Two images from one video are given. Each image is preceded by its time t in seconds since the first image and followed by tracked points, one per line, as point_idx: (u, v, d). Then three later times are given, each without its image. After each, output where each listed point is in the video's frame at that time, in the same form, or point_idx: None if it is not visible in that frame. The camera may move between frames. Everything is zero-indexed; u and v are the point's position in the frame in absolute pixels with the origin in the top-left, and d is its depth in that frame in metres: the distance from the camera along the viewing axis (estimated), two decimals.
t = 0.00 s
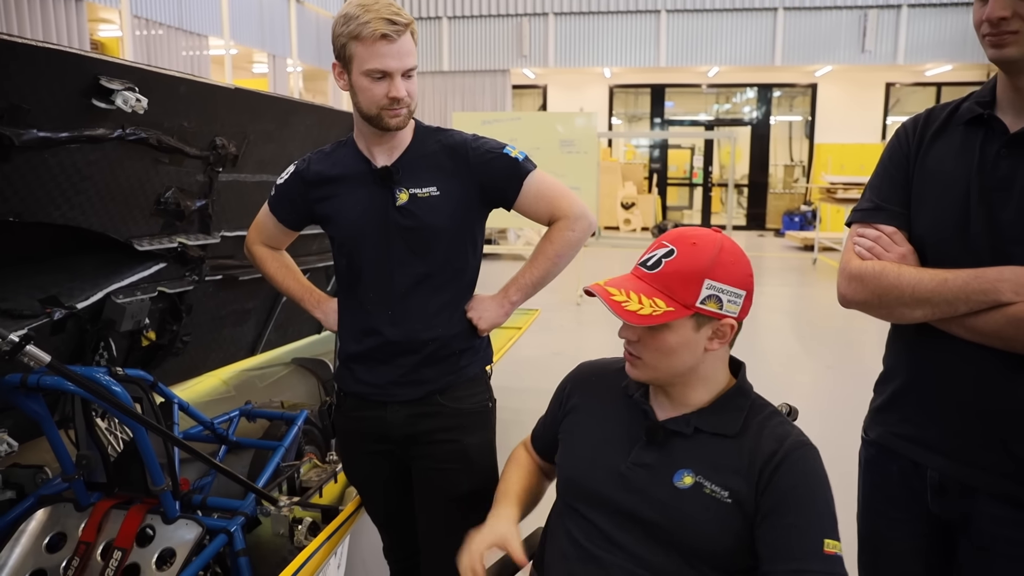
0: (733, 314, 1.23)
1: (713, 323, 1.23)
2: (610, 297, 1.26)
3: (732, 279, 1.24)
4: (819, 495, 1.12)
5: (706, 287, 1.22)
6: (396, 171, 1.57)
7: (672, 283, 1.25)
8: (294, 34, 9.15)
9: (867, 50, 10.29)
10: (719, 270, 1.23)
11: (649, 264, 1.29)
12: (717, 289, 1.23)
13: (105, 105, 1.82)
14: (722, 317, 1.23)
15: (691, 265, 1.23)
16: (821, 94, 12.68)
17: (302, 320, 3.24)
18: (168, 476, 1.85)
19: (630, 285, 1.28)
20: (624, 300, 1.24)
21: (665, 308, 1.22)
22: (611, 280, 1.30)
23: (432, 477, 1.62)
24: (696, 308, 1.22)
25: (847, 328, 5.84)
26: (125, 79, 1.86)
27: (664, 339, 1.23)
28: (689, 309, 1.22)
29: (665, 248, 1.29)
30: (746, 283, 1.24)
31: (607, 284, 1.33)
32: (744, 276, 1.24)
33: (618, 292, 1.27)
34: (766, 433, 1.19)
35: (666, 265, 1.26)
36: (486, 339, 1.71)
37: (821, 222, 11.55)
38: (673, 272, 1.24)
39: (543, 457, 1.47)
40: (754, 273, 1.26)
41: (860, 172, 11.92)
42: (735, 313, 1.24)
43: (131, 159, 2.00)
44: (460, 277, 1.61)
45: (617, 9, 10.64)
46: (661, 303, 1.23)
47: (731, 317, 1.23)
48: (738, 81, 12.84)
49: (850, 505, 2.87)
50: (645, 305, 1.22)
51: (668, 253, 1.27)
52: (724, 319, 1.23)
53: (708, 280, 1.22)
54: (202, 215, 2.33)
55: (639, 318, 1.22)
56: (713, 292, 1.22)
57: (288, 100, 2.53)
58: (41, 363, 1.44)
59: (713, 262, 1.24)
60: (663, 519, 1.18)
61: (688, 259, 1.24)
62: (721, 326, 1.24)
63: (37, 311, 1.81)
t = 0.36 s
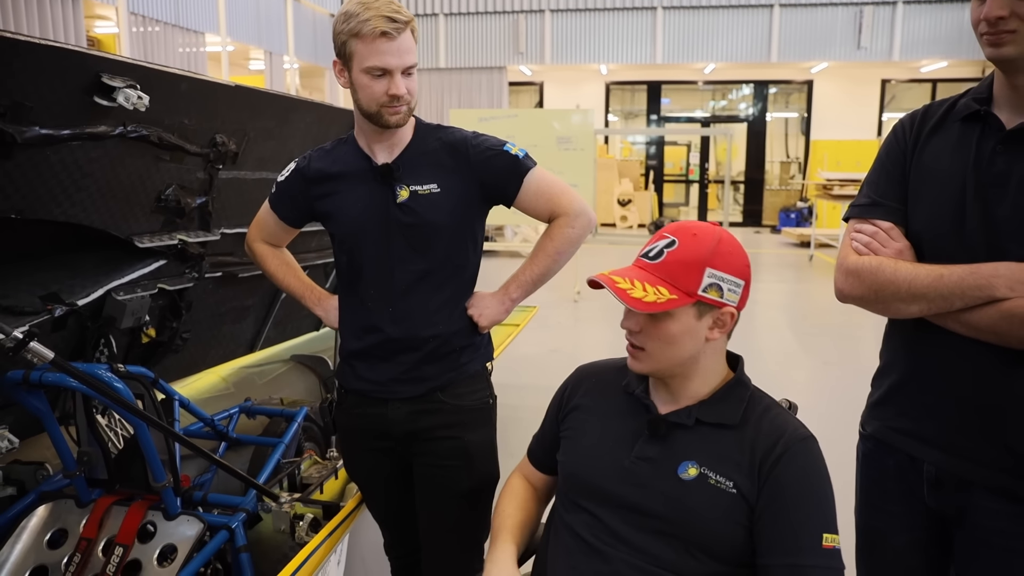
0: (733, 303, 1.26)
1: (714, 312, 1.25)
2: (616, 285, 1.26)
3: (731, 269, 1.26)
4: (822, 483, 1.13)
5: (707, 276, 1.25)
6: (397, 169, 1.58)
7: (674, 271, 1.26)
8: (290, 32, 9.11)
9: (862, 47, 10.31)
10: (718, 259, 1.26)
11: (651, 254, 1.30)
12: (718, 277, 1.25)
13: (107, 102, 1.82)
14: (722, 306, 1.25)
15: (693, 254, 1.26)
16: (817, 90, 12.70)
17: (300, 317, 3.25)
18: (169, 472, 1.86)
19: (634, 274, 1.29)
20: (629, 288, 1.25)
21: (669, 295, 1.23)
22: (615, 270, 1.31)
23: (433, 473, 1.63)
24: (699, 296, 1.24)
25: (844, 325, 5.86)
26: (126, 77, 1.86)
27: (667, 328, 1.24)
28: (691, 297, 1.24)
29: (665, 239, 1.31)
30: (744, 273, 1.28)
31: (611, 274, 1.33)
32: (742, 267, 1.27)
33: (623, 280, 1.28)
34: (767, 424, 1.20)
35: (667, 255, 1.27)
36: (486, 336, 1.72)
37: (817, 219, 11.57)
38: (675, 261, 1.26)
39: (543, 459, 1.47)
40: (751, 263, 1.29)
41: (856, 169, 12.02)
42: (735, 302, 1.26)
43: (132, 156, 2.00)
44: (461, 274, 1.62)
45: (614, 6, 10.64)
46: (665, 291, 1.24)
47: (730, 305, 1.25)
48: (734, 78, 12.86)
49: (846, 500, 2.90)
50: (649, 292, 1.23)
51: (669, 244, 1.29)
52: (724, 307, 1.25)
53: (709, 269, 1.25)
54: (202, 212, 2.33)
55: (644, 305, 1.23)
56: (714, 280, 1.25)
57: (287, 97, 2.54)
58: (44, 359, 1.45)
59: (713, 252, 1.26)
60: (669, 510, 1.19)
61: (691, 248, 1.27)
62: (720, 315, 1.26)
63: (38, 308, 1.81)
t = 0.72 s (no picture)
0: (717, 300, 1.26)
1: (698, 309, 1.26)
2: (595, 283, 1.28)
3: (716, 266, 1.27)
4: (816, 479, 1.14)
5: (688, 273, 1.25)
6: (392, 167, 1.58)
7: (656, 269, 1.27)
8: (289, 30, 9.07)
9: (861, 45, 10.32)
10: (701, 256, 1.26)
11: (635, 252, 1.32)
12: (700, 275, 1.26)
13: (105, 99, 1.83)
14: (706, 303, 1.25)
15: (674, 252, 1.27)
16: (815, 89, 12.71)
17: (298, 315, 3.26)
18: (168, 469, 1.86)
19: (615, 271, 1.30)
20: (608, 286, 1.27)
21: (648, 293, 1.24)
22: (598, 267, 1.33)
23: (428, 470, 1.63)
24: (679, 294, 1.25)
25: (842, 324, 5.87)
26: (125, 74, 1.86)
27: (650, 325, 1.25)
28: (672, 295, 1.25)
29: (649, 237, 1.32)
30: (730, 270, 1.27)
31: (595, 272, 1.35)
32: (728, 264, 1.27)
33: (604, 278, 1.30)
34: (761, 421, 1.20)
35: (651, 252, 1.29)
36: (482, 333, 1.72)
37: (816, 218, 11.57)
38: (657, 258, 1.27)
39: (540, 457, 1.48)
40: (738, 260, 1.29)
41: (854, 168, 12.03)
42: (719, 299, 1.26)
43: (130, 154, 2.01)
44: (458, 272, 1.63)
45: (613, 4, 10.64)
46: (645, 288, 1.25)
47: (715, 302, 1.25)
48: (733, 77, 12.88)
49: (842, 498, 2.91)
50: (628, 290, 1.25)
51: (652, 242, 1.31)
52: (708, 305, 1.25)
53: (691, 265, 1.25)
54: (201, 209, 2.34)
55: (622, 302, 1.24)
56: (696, 277, 1.25)
57: (284, 95, 2.55)
58: (42, 355, 1.46)
59: (696, 249, 1.27)
60: (664, 506, 1.20)
61: (673, 246, 1.27)
62: (705, 312, 1.26)
63: (36, 304, 1.81)
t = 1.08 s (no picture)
0: (720, 301, 1.26)
1: (701, 310, 1.26)
2: (600, 283, 1.28)
3: (720, 268, 1.27)
4: (813, 481, 1.14)
5: (693, 274, 1.25)
6: (390, 167, 1.59)
7: (659, 269, 1.27)
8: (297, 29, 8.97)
9: (869, 44, 10.27)
10: (705, 257, 1.26)
11: (638, 252, 1.31)
12: (704, 276, 1.25)
13: (107, 100, 1.84)
14: (709, 304, 1.25)
15: (678, 253, 1.26)
16: (822, 88, 12.66)
17: (300, 314, 3.27)
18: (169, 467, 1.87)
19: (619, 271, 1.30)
20: (612, 285, 1.26)
21: (653, 293, 1.24)
22: (601, 267, 1.33)
23: (423, 470, 1.64)
24: (683, 294, 1.25)
25: (847, 324, 5.85)
26: (126, 74, 1.87)
27: (652, 326, 1.25)
28: (676, 295, 1.24)
29: (653, 237, 1.32)
30: (734, 272, 1.27)
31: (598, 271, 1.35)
32: (732, 266, 1.27)
33: (608, 277, 1.29)
34: (759, 423, 1.20)
35: (655, 252, 1.28)
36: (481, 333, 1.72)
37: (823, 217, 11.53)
38: (660, 258, 1.27)
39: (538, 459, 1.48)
40: (741, 262, 1.29)
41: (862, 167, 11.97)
42: (722, 301, 1.26)
43: (133, 154, 2.02)
44: (458, 272, 1.63)
45: (619, 3, 10.62)
46: (649, 288, 1.25)
47: (718, 304, 1.25)
48: (740, 76, 12.85)
49: (844, 501, 2.89)
50: (633, 290, 1.25)
51: (656, 241, 1.30)
52: (712, 306, 1.25)
53: (694, 266, 1.25)
54: (203, 209, 2.35)
55: (627, 302, 1.24)
56: (700, 278, 1.25)
57: (287, 95, 2.56)
58: (42, 355, 1.46)
59: (700, 250, 1.26)
60: (661, 507, 1.20)
61: (678, 246, 1.27)
62: (708, 314, 1.26)
63: (39, 304, 1.82)
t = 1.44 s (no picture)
0: (717, 296, 1.26)
1: (698, 305, 1.25)
2: (597, 276, 1.28)
3: (717, 262, 1.27)
4: (809, 479, 1.14)
5: (689, 268, 1.25)
6: (386, 165, 1.59)
7: (657, 264, 1.27)
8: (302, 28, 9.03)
9: (877, 42, 10.23)
10: (702, 252, 1.26)
11: (635, 247, 1.32)
12: (701, 270, 1.26)
13: (110, 98, 1.85)
14: (706, 299, 1.25)
15: (675, 247, 1.27)
16: (830, 86, 12.62)
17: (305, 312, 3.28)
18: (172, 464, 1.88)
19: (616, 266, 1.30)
20: (610, 279, 1.27)
21: (650, 287, 1.24)
22: (598, 261, 1.33)
23: (420, 467, 1.64)
24: (680, 289, 1.25)
25: (853, 323, 5.82)
26: (129, 73, 1.89)
27: (649, 321, 1.25)
28: (673, 290, 1.24)
29: (651, 232, 1.32)
30: (730, 267, 1.28)
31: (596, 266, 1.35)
32: (728, 261, 1.28)
33: (606, 271, 1.29)
34: (756, 420, 1.20)
35: (652, 247, 1.29)
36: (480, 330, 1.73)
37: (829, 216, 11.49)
38: (657, 253, 1.27)
39: (537, 457, 1.48)
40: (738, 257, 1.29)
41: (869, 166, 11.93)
42: (719, 296, 1.26)
43: (137, 152, 2.04)
44: (457, 269, 1.63)
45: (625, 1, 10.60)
46: (646, 282, 1.25)
47: (715, 299, 1.25)
48: (747, 74, 12.82)
49: (846, 501, 2.88)
50: (630, 284, 1.25)
51: (653, 237, 1.31)
52: (708, 301, 1.25)
53: (692, 261, 1.25)
54: (207, 207, 2.36)
55: (624, 296, 1.24)
56: (697, 273, 1.25)
57: (291, 94, 2.57)
58: (46, 351, 1.47)
59: (697, 244, 1.27)
60: (658, 504, 1.20)
61: (674, 241, 1.27)
62: (705, 309, 1.26)
63: (44, 300, 1.82)
